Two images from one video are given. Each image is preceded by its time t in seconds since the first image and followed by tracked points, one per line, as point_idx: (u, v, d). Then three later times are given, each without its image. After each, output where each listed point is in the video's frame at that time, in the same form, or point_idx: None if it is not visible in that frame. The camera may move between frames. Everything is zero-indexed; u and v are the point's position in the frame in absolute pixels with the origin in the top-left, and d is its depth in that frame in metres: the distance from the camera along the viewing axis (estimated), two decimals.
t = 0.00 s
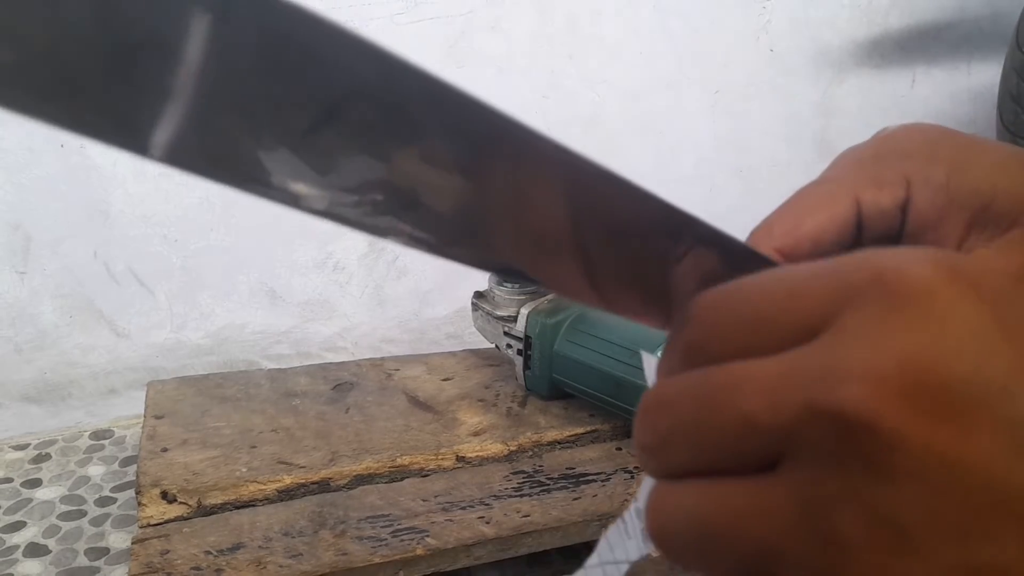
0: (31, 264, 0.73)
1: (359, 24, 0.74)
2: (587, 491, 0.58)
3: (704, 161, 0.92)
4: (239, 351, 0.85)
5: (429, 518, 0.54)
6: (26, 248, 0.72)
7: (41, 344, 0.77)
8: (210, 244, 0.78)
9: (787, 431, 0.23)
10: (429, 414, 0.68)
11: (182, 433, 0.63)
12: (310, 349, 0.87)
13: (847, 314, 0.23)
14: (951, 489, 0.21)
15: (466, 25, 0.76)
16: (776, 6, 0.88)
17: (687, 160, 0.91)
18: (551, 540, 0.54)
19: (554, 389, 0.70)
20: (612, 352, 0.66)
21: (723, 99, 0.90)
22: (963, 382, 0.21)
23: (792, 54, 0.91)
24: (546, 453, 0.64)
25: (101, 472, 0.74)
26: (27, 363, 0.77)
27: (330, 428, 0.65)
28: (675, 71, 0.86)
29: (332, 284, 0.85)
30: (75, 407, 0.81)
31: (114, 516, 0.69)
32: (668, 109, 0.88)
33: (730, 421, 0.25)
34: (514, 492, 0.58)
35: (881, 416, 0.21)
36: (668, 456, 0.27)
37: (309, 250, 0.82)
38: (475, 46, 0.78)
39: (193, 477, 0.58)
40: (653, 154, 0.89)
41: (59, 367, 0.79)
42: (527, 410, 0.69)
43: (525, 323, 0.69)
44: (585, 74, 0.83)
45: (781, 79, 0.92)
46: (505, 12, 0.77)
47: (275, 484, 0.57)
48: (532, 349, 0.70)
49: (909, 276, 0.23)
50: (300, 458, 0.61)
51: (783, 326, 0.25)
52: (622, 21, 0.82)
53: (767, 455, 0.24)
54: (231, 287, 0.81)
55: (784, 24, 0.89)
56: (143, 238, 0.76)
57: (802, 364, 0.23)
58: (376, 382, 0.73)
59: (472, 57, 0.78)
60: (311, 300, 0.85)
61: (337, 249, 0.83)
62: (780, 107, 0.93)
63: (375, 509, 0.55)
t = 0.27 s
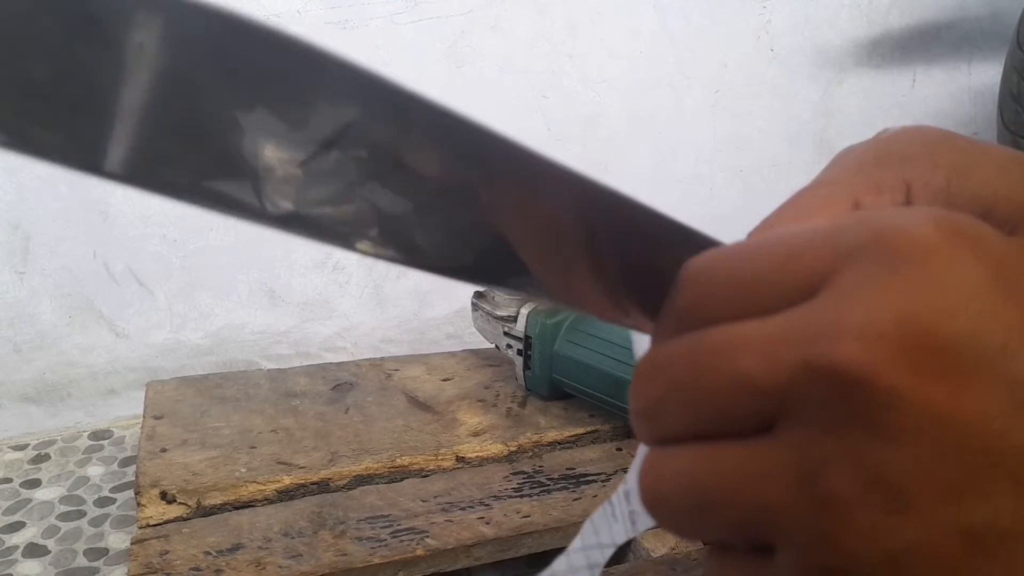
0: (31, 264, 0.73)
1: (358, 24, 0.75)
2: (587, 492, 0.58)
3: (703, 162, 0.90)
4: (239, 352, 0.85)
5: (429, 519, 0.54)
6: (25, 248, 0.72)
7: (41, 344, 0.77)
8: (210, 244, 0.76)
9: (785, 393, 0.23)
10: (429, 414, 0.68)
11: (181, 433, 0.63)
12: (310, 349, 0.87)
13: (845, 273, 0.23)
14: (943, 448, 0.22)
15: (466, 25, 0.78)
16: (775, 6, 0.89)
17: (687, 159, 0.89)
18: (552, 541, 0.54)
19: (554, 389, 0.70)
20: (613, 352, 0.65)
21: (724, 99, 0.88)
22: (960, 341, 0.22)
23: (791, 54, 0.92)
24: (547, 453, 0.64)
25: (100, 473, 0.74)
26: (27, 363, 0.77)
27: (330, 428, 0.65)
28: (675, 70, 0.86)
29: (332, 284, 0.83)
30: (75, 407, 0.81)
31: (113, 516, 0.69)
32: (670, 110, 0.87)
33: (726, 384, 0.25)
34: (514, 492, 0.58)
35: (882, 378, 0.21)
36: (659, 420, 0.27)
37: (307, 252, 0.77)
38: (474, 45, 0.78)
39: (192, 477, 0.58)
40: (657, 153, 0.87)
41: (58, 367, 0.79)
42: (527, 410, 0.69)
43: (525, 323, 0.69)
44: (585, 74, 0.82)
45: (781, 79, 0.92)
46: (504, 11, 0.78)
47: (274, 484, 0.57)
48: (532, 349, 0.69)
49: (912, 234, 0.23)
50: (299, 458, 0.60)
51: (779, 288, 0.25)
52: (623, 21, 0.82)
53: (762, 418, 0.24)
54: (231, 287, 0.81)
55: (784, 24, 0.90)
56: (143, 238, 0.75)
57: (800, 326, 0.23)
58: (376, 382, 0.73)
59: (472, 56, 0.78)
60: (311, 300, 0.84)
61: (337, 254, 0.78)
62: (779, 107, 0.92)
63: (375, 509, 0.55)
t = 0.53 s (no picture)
0: (31, 264, 0.72)
1: (358, 25, 0.76)
2: (587, 492, 0.58)
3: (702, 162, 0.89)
4: (239, 352, 0.85)
5: (429, 519, 0.54)
6: (25, 248, 0.71)
7: (41, 344, 0.77)
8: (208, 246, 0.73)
9: (779, 387, 0.23)
10: (429, 414, 0.68)
11: (182, 433, 0.63)
12: (310, 349, 0.87)
13: (842, 264, 0.23)
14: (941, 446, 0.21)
15: (466, 25, 0.78)
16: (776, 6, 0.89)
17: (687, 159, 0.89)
18: (552, 541, 0.54)
19: (553, 388, 0.70)
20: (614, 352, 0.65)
21: (724, 99, 0.88)
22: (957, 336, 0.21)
23: (791, 54, 0.91)
24: (547, 453, 0.64)
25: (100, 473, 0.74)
26: (27, 363, 0.77)
27: (330, 428, 0.65)
28: (676, 70, 0.85)
29: (331, 286, 0.82)
30: (75, 407, 0.81)
31: (113, 516, 0.69)
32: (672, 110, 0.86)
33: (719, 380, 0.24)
34: (514, 493, 0.58)
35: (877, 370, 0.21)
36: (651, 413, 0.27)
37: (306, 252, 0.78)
38: (474, 45, 0.78)
39: (193, 477, 0.58)
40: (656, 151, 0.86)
41: (58, 368, 0.79)
42: (527, 410, 0.69)
43: (525, 324, 0.69)
44: (585, 74, 0.82)
45: (781, 79, 0.91)
46: (505, 11, 0.79)
47: (274, 484, 0.57)
48: (531, 348, 0.70)
49: (911, 225, 0.22)
50: (300, 458, 0.60)
51: (774, 281, 0.25)
52: (622, 21, 0.83)
53: (755, 413, 0.24)
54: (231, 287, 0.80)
55: (783, 25, 0.90)
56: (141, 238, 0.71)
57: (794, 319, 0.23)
58: (376, 383, 0.73)
59: (472, 56, 0.78)
60: (310, 300, 0.84)
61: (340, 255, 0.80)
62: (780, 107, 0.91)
63: (375, 509, 0.55)
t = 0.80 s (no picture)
0: (32, 264, 0.73)
1: (358, 25, 0.74)
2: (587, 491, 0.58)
3: (703, 161, 0.91)
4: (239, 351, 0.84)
5: (429, 519, 0.54)
6: (25, 248, 0.73)
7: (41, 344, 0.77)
8: (210, 244, 0.78)
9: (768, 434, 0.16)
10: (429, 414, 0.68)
11: (182, 433, 0.63)
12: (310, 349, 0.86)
13: (863, 276, 0.16)
14: (1004, 522, 0.14)
15: (467, 25, 0.77)
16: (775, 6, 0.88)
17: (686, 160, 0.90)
18: (552, 541, 0.55)
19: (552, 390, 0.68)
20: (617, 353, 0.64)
21: (724, 99, 0.89)
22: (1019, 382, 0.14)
23: (792, 54, 0.91)
24: (547, 453, 0.63)
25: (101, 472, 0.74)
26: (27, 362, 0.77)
27: (330, 428, 0.65)
28: (676, 70, 0.86)
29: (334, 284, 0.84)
30: (75, 408, 0.81)
31: (113, 516, 0.69)
32: (670, 110, 0.88)
33: (699, 415, 0.17)
34: (514, 493, 0.58)
35: (910, 416, 0.15)
36: (616, 445, 0.19)
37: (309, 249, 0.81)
38: (474, 45, 0.78)
39: (192, 477, 0.58)
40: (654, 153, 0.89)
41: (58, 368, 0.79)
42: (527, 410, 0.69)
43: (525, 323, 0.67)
44: (585, 74, 0.83)
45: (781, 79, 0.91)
46: (504, 11, 0.77)
47: (274, 484, 0.57)
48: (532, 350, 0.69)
49: (947, 214, 0.16)
50: (299, 458, 0.60)
51: (774, 281, 0.17)
52: (621, 19, 0.82)
53: (729, 462, 0.17)
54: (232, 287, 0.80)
55: (782, 25, 0.89)
56: (143, 238, 0.76)
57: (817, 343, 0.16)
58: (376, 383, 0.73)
59: (472, 56, 0.78)
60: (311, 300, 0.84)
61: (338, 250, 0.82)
62: (779, 107, 0.93)
63: (375, 509, 0.55)
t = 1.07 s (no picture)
0: (32, 264, 0.73)
1: (359, 25, 0.74)
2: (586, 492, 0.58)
3: (705, 161, 0.92)
4: (239, 351, 0.84)
5: (429, 519, 0.54)
6: (25, 248, 0.72)
7: (40, 344, 0.77)
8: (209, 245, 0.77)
9: None
10: (429, 414, 0.68)
11: (182, 433, 0.63)
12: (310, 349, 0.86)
13: None
14: None
15: (467, 25, 0.77)
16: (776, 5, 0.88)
17: (687, 160, 0.90)
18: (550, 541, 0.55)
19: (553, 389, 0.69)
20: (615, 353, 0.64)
21: (724, 99, 0.90)
22: None
23: (792, 54, 0.91)
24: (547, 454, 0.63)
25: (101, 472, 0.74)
26: (26, 362, 0.77)
27: (330, 428, 0.65)
28: (676, 71, 0.86)
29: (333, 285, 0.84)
30: (75, 407, 0.81)
31: (113, 516, 0.69)
32: (670, 110, 0.88)
33: None
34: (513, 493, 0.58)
35: None
36: None
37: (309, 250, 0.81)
38: (475, 45, 0.78)
39: (192, 477, 0.58)
40: (654, 153, 0.89)
41: (58, 368, 0.79)
42: (527, 410, 0.69)
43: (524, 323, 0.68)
44: (585, 74, 0.83)
45: (783, 79, 0.92)
46: (505, 12, 0.77)
47: (274, 484, 0.57)
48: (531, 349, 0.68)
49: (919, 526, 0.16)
50: (300, 458, 0.60)
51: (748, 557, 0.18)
52: (621, 20, 0.82)
53: None
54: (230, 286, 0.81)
55: (783, 25, 0.89)
56: (143, 239, 0.75)
57: None
58: (376, 382, 0.73)
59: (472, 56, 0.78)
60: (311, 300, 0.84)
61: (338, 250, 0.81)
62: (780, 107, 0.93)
63: (375, 509, 0.55)
